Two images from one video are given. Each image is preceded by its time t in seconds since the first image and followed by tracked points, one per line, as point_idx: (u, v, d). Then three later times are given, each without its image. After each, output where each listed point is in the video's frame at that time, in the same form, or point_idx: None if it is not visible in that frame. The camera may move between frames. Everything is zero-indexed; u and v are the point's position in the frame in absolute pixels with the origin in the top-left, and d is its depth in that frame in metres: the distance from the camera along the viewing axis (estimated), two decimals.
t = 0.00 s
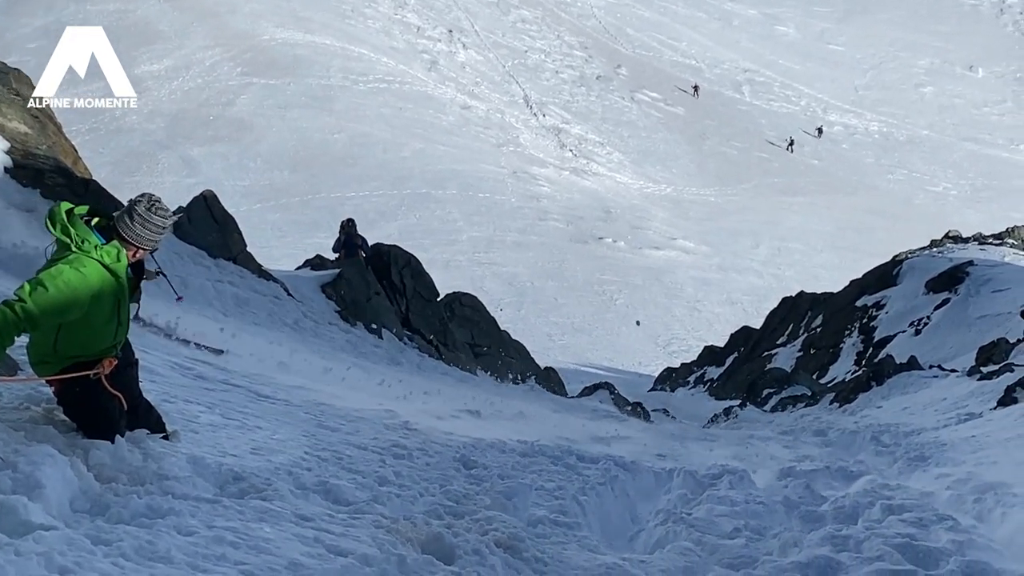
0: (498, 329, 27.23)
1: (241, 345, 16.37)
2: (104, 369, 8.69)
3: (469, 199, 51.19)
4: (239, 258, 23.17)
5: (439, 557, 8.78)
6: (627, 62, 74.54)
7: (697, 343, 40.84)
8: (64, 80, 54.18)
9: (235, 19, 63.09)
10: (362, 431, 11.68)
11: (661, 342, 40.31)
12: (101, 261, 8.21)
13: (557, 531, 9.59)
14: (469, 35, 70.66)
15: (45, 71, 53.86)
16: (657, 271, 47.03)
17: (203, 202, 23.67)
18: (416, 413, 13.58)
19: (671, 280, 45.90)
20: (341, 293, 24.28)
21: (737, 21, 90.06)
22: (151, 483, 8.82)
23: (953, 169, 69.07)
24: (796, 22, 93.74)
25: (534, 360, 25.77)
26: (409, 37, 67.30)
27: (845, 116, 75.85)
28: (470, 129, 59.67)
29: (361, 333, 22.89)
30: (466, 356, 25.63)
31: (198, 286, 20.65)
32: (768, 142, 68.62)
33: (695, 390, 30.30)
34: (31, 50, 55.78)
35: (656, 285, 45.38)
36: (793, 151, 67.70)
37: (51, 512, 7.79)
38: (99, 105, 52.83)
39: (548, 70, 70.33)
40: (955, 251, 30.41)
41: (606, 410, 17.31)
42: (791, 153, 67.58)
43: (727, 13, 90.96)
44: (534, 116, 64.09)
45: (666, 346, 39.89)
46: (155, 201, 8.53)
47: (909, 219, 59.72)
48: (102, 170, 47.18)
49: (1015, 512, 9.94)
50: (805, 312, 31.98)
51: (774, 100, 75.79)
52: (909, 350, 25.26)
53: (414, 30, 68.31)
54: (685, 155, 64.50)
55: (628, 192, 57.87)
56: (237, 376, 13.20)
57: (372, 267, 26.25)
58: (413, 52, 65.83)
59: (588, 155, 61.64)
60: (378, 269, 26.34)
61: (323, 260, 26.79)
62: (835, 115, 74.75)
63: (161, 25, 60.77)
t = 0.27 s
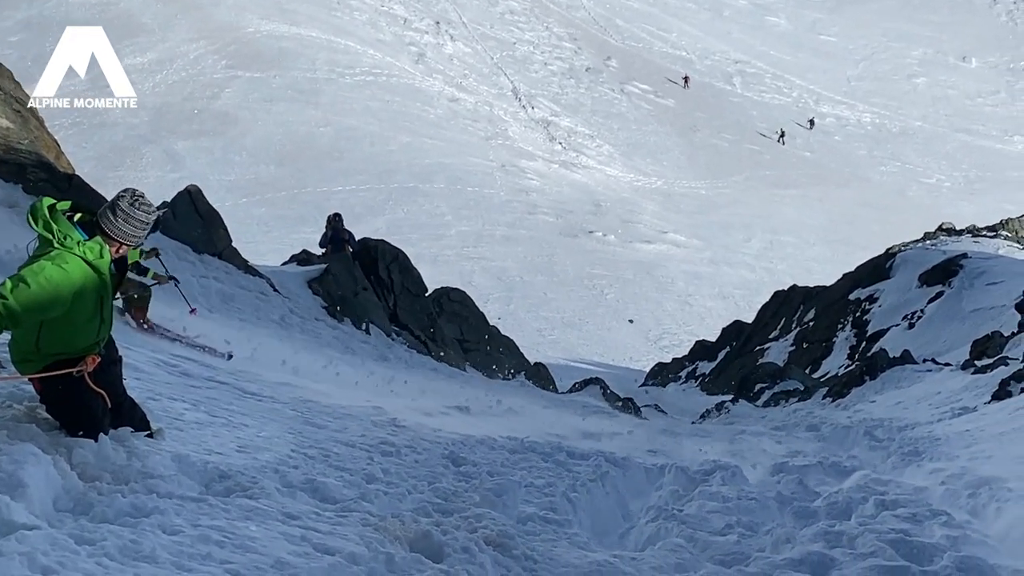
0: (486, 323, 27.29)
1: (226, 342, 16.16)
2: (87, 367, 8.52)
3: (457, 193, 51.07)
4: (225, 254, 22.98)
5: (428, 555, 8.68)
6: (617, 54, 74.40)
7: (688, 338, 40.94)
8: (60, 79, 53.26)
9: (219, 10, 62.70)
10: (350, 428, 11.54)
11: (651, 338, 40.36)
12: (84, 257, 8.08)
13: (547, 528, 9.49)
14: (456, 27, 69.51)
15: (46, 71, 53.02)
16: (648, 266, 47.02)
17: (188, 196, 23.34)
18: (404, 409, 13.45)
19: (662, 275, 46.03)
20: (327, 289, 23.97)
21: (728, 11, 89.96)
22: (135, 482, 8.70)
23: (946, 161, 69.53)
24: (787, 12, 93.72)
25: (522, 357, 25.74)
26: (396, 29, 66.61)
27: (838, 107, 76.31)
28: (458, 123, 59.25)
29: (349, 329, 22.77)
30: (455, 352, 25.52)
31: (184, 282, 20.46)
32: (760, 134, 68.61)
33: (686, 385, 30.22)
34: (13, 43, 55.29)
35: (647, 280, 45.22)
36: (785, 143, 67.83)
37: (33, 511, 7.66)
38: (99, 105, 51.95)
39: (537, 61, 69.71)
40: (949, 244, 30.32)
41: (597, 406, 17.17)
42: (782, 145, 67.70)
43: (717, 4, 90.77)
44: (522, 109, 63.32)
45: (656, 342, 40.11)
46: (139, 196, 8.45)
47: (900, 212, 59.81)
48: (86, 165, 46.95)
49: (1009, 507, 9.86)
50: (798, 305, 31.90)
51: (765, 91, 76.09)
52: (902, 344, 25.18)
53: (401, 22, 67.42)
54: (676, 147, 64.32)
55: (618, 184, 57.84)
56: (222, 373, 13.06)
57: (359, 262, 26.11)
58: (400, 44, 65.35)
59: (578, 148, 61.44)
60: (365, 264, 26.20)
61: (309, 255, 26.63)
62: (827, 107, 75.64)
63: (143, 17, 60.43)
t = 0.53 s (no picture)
0: (477, 321, 27.27)
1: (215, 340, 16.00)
2: (73, 365, 8.36)
3: (448, 187, 51.04)
4: (212, 251, 22.75)
5: (418, 553, 8.58)
6: (608, 47, 74.31)
7: (680, 334, 41.05)
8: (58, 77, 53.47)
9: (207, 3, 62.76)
10: (340, 424, 11.43)
11: (643, 333, 40.57)
12: (70, 254, 7.91)
13: (539, 526, 9.39)
14: (446, 20, 69.80)
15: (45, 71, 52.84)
16: (640, 261, 47.06)
17: (174, 192, 23.11)
18: (394, 406, 13.33)
19: (654, 270, 46.17)
20: (316, 285, 23.74)
21: (719, 5, 90.45)
22: (122, 481, 8.60)
23: (942, 154, 70.20)
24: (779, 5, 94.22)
25: (513, 353, 25.76)
26: (385, 23, 66.68)
27: (831, 100, 76.72)
28: (448, 116, 59.26)
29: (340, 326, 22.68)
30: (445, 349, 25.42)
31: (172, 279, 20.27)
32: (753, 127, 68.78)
33: (679, 381, 30.20)
34: None
35: (639, 275, 45.31)
36: (776, 136, 68.16)
37: (19, 511, 7.54)
38: (99, 105, 51.59)
39: (528, 55, 70.02)
40: (944, 238, 30.22)
41: (589, 403, 17.06)
42: (774, 138, 68.03)
43: None
44: (513, 103, 63.48)
45: (648, 337, 40.32)
46: (125, 192, 8.21)
47: (892, 207, 59.94)
48: (72, 162, 46.88)
49: (1006, 502, 9.79)
50: (792, 301, 31.82)
51: (756, 83, 76.37)
52: (897, 339, 25.10)
53: (390, 15, 67.44)
54: (668, 141, 64.31)
55: (609, 178, 57.78)
56: (210, 370, 12.93)
57: (347, 258, 25.84)
58: (389, 37, 65.32)
59: (569, 142, 61.20)
60: (353, 260, 25.88)
61: (297, 251, 26.39)
62: (820, 99, 76.26)
63: (131, 11, 60.52)
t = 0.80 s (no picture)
0: (468, 317, 27.16)
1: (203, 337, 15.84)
2: (60, 361, 8.26)
3: (438, 181, 50.99)
4: (200, 247, 22.58)
5: (409, 552, 8.50)
6: (599, 41, 74.98)
7: (672, 329, 41.25)
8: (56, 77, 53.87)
9: None
10: (329, 422, 11.33)
11: (636, 329, 40.67)
12: (58, 250, 7.76)
13: (531, 524, 9.31)
14: (436, 13, 70.24)
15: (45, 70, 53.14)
16: (633, 256, 47.15)
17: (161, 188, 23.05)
18: (383, 403, 13.23)
19: (647, 265, 46.27)
20: (305, 282, 23.54)
21: None
22: (109, 479, 8.50)
23: (934, 147, 70.24)
24: None
25: (504, 349, 25.59)
26: (373, 16, 67.38)
27: (825, 93, 76.77)
28: (438, 111, 59.41)
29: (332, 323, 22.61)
30: (436, 345, 25.22)
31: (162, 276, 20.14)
32: (745, 120, 69.01)
33: (672, 377, 30.24)
34: None
35: (631, 271, 45.42)
36: (768, 129, 68.42)
37: (6, 511, 7.42)
38: (100, 106, 51.21)
39: (518, 49, 70.25)
40: (939, 231, 30.12)
41: (581, 400, 16.95)
42: (766, 130, 68.35)
43: None
44: (504, 97, 63.69)
45: (641, 333, 40.41)
46: (112, 187, 8.11)
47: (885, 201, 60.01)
48: (58, 157, 46.68)
49: (1001, 498, 9.72)
50: (786, 295, 31.76)
51: (749, 77, 76.78)
52: (891, 334, 25.05)
53: (379, 9, 68.35)
54: (660, 135, 64.29)
55: (601, 172, 57.63)
56: (198, 367, 12.82)
57: (337, 254, 25.61)
58: (377, 31, 66.06)
59: (561, 136, 61.14)
60: (343, 256, 25.68)
61: (287, 247, 26.15)
62: (813, 93, 76.31)
63: (119, 8, 60.87)
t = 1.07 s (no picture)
0: (457, 314, 26.64)
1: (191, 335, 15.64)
2: (42, 360, 7.90)
3: (426, 175, 51.19)
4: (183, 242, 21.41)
5: (398, 551, 8.34)
6: (589, 31, 76.92)
7: (664, 323, 41.42)
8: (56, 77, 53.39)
9: None
10: (316, 420, 11.16)
11: (627, 325, 40.65)
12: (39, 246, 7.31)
13: (521, 522, 9.16)
14: (423, 6, 71.37)
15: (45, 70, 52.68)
16: (625, 249, 47.25)
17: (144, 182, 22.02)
18: (371, 400, 13.05)
19: (638, 259, 46.40)
20: (292, 277, 22.76)
21: None
22: (92, 479, 8.33)
23: (930, 138, 71.86)
24: None
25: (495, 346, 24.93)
26: (359, 7, 68.34)
27: (818, 83, 79.49)
28: (427, 103, 59.90)
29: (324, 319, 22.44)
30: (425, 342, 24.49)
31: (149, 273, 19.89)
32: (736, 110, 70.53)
33: (665, 372, 30.20)
34: None
35: (623, 264, 45.53)
36: (761, 119, 69.93)
37: None
38: (99, 105, 51.16)
39: (507, 40, 71.85)
40: (934, 224, 29.99)
41: (573, 396, 16.79)
42: (758, 120, 69.75)
43: None
44: (492, 88, 64.47)
45: (633, 329, 40.30)
46: (94, 181, 7.66)
47: (875, 190, 61.06)
48: (40, 151, 46.43)
49: (1000, 495, 9.59)
50: (780, 290, 31.58)
51: (741, 69, 78.46)
52: (887, 328, 24.92)
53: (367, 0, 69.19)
54: (651, 127, 65.34)
55: (592, 166, 58.20)
56: (183, 365, 12.64)
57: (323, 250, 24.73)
58: (364, 23, 66.60)
59: (550, 128, 62.41)
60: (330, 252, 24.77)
61: (271, 243, 25.21)
62: (807, 83, 78.73)
63: None
